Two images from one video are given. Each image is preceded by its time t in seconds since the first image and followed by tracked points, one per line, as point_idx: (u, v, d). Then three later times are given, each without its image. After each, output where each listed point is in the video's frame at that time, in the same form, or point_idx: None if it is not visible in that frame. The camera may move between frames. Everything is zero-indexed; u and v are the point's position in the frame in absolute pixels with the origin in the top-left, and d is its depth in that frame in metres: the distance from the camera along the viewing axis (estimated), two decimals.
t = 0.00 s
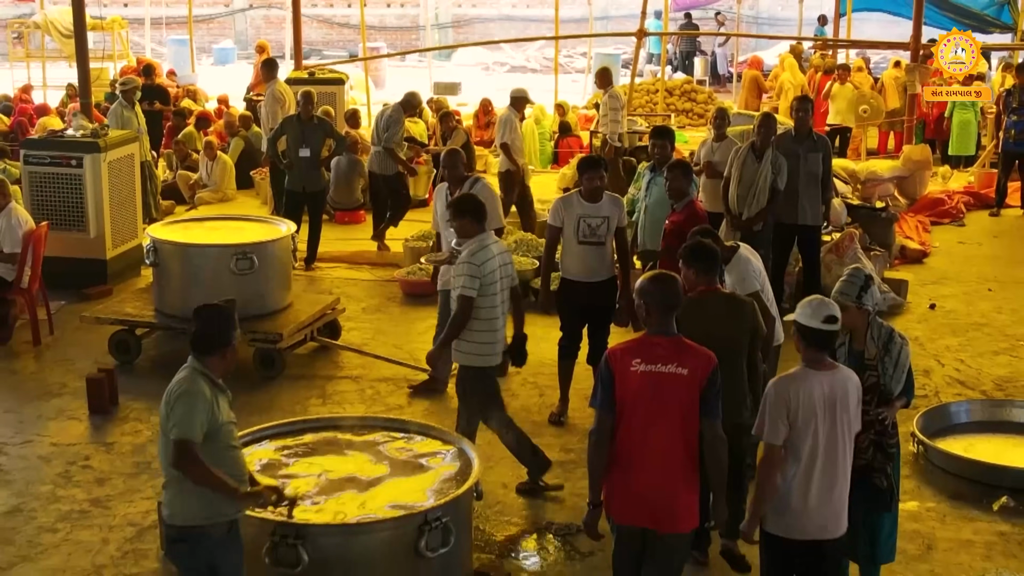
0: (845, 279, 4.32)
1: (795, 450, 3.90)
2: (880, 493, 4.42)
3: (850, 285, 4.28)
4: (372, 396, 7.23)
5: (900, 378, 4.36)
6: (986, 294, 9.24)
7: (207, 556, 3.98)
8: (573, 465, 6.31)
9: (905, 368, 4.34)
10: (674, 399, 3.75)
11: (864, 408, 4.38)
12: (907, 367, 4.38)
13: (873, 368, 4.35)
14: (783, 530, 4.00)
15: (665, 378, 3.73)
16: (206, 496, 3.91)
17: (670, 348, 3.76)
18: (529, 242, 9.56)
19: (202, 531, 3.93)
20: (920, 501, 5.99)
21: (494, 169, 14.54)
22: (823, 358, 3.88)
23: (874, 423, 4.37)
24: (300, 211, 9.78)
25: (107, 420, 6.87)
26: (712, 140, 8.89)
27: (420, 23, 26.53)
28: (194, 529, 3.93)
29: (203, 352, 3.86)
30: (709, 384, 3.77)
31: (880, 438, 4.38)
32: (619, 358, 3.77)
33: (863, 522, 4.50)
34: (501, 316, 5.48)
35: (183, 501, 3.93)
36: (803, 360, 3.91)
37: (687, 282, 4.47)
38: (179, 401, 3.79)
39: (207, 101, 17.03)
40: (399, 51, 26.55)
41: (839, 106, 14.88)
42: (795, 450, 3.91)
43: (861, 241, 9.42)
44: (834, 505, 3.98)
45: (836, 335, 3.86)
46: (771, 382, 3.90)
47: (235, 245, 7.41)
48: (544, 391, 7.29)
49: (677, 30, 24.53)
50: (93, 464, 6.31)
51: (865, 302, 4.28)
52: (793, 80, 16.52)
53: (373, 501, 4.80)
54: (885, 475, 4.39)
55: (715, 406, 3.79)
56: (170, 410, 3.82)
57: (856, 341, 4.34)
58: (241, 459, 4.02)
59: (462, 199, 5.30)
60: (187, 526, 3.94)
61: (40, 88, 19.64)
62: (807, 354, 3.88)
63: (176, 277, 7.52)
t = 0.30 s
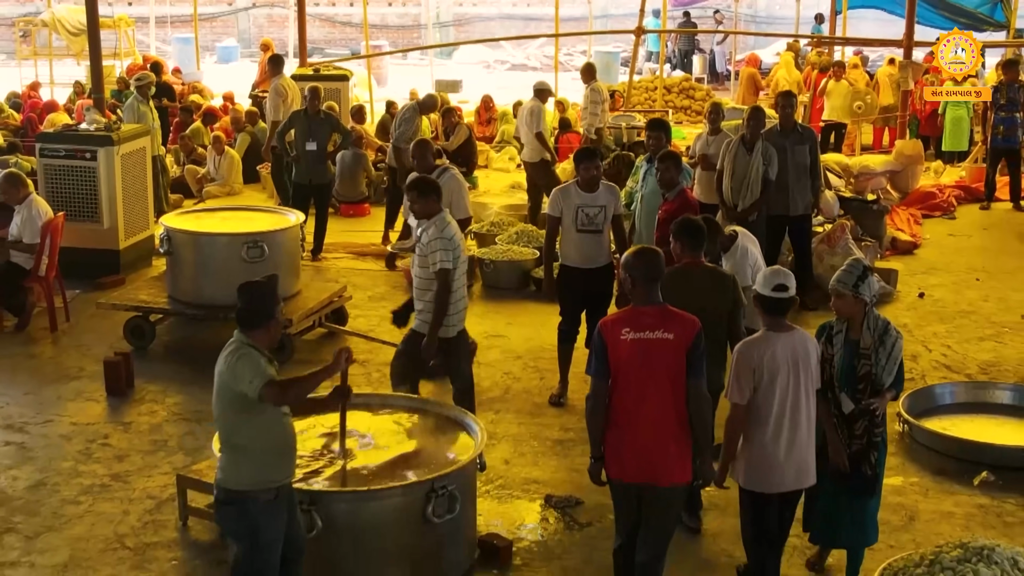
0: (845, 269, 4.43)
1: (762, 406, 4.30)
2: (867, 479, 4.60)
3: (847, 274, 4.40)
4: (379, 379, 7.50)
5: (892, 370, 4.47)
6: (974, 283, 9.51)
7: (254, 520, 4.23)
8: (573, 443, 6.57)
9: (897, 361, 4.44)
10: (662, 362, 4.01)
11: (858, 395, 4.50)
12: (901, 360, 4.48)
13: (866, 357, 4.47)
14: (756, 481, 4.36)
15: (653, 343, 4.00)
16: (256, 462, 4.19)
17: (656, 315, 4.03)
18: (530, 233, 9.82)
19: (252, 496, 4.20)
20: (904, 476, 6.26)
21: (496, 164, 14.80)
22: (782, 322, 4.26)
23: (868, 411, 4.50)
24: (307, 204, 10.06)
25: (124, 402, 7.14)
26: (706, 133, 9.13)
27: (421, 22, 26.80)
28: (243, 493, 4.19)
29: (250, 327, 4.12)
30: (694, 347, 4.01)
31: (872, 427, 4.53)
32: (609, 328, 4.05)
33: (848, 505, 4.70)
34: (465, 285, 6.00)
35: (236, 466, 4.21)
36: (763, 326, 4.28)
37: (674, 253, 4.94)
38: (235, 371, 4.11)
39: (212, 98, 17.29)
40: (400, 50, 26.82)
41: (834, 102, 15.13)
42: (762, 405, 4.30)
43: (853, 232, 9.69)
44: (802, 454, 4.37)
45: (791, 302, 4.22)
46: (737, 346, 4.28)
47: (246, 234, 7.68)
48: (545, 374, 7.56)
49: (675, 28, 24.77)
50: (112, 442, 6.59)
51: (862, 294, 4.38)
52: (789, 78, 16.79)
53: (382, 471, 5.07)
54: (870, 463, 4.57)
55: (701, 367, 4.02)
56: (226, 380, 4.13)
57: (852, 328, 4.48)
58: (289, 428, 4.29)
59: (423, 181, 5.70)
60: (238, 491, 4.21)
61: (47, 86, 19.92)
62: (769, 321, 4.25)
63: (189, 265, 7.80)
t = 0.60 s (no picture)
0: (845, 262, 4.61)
1: (737, 365, 4.71)
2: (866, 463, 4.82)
3: (846, 266, 4.58)
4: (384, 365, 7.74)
5: (888, 359, 4.67)
6: (964, 275, 9.74)
7: (313, 493, 4.43)
8: (573, 425, 6.81)
9: (893, 350, 4.65)
10: (649, 334, 4.27)
11: (853, 383, 4.70)
12: (895, 350, 4.68)
13: (863, 347, 4.66)
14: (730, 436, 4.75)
15: (642, 317, 4.27)
16: (315, 436, 4.39)
17: (644, 290, 4.30)
18: (530, 227, 10.07)
19: (314, 469, 4.40)
20: (891, 456, 6.50)
21: (497, 160, 15.05)
22: (765, 293, 4.68)
23: (864, 398, 4.70)
24: (314, 198, 10.32)
25: (138, 387, 7.38)
26: (702, 129, 9.40)
27: (422, 21, 27.04)
28: (304, 467, 4.40)
29: (302, 307, 4.31)
30: (679, 319, 4.27)
31: (869, 414, 4.74)
32: (600, 305, 4.33)
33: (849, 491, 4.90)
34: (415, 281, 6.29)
35: (296, 441, 4.42)
36: (746, 295, 4.71)
37: (669, 229, 5.33)
38: (292, 349, 4.31)
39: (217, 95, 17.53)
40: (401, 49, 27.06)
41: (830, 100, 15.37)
42: (737, 366, 4.72)
43: (845, 225, 9.92)
44: (774, 415, 4.74)
45: (779, 273, 4.61)
46: (720, 309, 4.71)
47: (256, 225, 7.93)
48: (545, 361, 7.81)
49: (674, 27, 25.00)
50: (128, 424, 6.83)
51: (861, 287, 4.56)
52: (786, 76, 17.03)
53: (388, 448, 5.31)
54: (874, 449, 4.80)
55: (686, 337, 4.28)
56: (285, 360, 4.33)
57: (848, 320, 4.67)
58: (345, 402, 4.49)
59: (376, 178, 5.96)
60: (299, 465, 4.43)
61: (54, 84, 20.17)
62: (756, 290, 4.66)
63: (200, 256, 8.04)
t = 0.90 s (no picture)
0: (828, 256, 4.75)
1: (718, 331, 5.03)
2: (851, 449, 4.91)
3: (828, 259, 4.72)
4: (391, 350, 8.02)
5: (865, 352, 4.78)
6: (953, 265, 10.01)
7: (376, 449, 4.71)
8: (573, 406, 7.09)
9: (871, 341, 4.76)
10: (643, 308, 4.58)
11: (835, 374, 4.79)
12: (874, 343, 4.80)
13: (843, 338, 4.78)
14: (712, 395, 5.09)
15: (636, 291, 4.59)
16: (377, 394, 4.68)
17: (637, 267, 4.63)
18: (532, 219, 10.36)
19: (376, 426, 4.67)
20: (878, 435, 6.77)
21: (498, 156, 15.33)
22: (742, 263, 5.02)
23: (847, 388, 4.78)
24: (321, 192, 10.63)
25: (153, 370, 7.65)
26: (699, 124, 9.74)
27: (424, 20, 27.31)
28: (371, 425, 4.68)
29: (355, 274, 4.60)
30: (670, 293, 4.58)
31: (852, 404, 4.84)
32: (598, 281, 4.66)
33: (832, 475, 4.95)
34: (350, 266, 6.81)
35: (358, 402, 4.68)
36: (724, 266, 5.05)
37: (652, 212, 5.87)
38: (355, 312, 4.59)
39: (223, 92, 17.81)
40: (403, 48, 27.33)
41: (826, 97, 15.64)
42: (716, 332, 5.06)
43: (838, 217, 10.20)
44: (749, 379, 5.07)
45: (752, 243, 4.95)
46: (701, 279, 5.04)
47: (266, 215, 8.20)
48: (545, 346, 8.08)
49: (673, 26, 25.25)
50: (145, 405, 7.10)
51: (841, 278, 4.69)
52: (783, 74, 17.29)
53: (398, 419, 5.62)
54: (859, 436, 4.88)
55: (678, 310, 4.59)
56: (349, 324, 4.60)
57: (830, 311, 4.78)
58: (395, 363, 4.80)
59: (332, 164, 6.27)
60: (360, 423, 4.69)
61: (61, 82, 20.43)
62: (733, 262, 5.00)
63: (212, 245, 8.31)
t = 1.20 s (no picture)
0: (796, 245, 4.90)
1: (694, 309, 5.27)
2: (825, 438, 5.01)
3: (795, 249, 4.86)
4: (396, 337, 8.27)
5: (833, 340, 4.88)
6: (944, 258, 10.24)
7: (433, 426, 4.95)
8: (572, 390, 7.33)
9: (838, 329, 4.86)
10: (647, 289, 4.86)
11: (804, 362, 4.92)
12: (843, 331, 4.89)
13: (811, 326, 4.90)
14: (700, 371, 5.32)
15: (642, 272, 4.86)
16: (432, 372, 4.92)
17: (642, 250, 4.89)
18: (534, 212, 10.61)
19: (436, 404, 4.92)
20: (868, 418, 7.01)
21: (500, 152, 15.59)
22: (713, 245, 5.23)
23: (816, 375, 4.92)
24: (327, 187, 10.88)
25: (166, 357, 7.90)
26: (696, 119, 9.99)
27: (426, 20, 27.54)
28: (429, 402, 4.91)
29: (405, 262, 4.87)
30: (673, 275, 4.85)
31: (824, 392, 4.95)
32: (604, 263, 4.94)
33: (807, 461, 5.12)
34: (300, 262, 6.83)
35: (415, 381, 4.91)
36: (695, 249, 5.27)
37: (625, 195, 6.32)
38: (412, 295, 4.85)
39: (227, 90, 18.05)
40: (405, 46, 27.56)
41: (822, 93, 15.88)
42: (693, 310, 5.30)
43: (831, 210, 10.44)
44: (726, 352, 5.31)
45: (717, 226, 5.16)
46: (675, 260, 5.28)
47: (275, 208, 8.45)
48: (546, 334, 8.33)
49: (672, 25, 25.49)
50: (159, 389, 7.35)
51: (805, 266, 4.83)
52: (780, 72, 17.54)
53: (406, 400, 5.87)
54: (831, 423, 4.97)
55: (680, 290, 4.85)
56: (406, 306, 4.85)
57: (799, 300, 4.92)
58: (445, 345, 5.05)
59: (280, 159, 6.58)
60: (420, 403, 4.92)
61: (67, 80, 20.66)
62: (701, 244, 5.22)
63: (222, 237, 8.56)
